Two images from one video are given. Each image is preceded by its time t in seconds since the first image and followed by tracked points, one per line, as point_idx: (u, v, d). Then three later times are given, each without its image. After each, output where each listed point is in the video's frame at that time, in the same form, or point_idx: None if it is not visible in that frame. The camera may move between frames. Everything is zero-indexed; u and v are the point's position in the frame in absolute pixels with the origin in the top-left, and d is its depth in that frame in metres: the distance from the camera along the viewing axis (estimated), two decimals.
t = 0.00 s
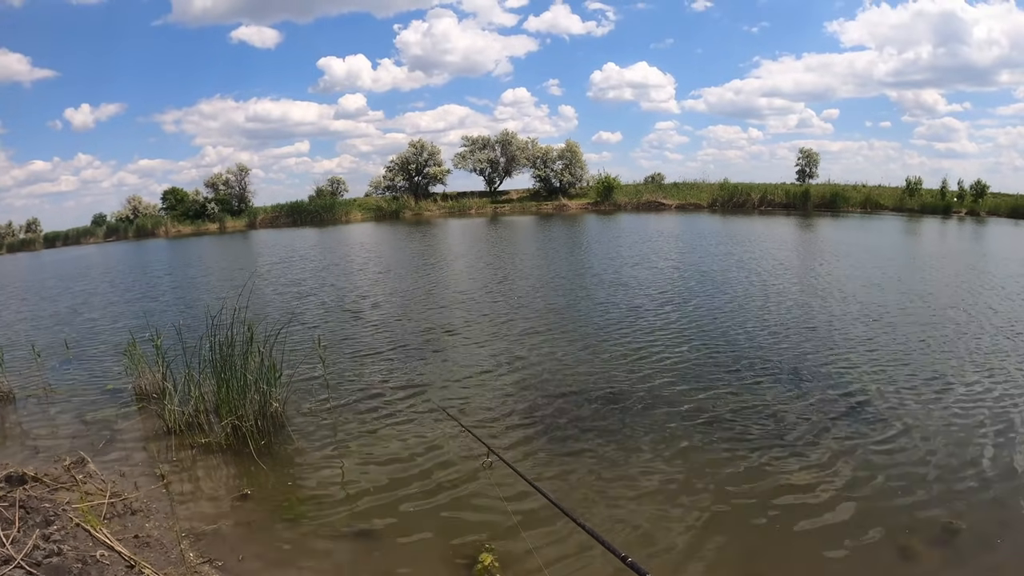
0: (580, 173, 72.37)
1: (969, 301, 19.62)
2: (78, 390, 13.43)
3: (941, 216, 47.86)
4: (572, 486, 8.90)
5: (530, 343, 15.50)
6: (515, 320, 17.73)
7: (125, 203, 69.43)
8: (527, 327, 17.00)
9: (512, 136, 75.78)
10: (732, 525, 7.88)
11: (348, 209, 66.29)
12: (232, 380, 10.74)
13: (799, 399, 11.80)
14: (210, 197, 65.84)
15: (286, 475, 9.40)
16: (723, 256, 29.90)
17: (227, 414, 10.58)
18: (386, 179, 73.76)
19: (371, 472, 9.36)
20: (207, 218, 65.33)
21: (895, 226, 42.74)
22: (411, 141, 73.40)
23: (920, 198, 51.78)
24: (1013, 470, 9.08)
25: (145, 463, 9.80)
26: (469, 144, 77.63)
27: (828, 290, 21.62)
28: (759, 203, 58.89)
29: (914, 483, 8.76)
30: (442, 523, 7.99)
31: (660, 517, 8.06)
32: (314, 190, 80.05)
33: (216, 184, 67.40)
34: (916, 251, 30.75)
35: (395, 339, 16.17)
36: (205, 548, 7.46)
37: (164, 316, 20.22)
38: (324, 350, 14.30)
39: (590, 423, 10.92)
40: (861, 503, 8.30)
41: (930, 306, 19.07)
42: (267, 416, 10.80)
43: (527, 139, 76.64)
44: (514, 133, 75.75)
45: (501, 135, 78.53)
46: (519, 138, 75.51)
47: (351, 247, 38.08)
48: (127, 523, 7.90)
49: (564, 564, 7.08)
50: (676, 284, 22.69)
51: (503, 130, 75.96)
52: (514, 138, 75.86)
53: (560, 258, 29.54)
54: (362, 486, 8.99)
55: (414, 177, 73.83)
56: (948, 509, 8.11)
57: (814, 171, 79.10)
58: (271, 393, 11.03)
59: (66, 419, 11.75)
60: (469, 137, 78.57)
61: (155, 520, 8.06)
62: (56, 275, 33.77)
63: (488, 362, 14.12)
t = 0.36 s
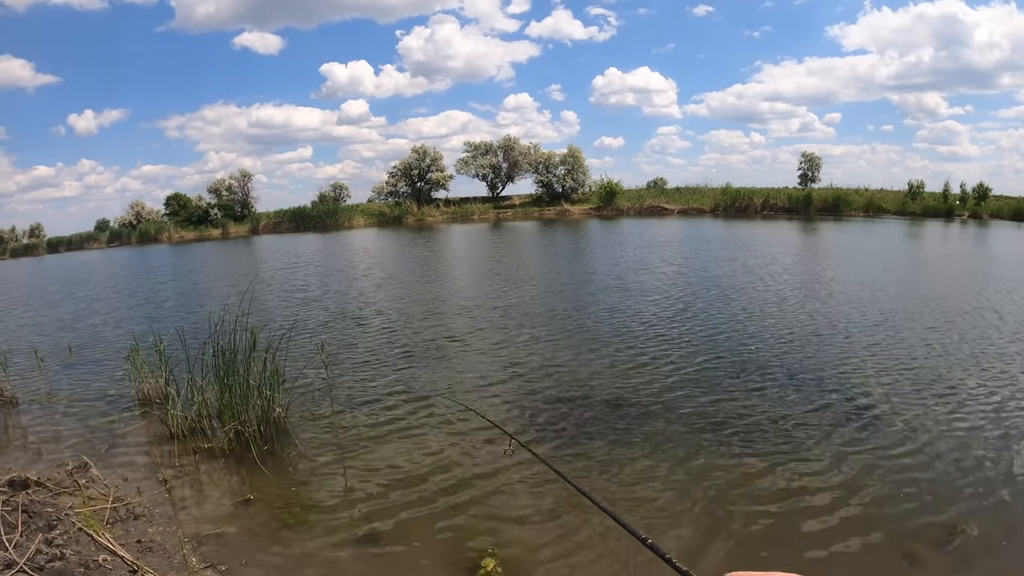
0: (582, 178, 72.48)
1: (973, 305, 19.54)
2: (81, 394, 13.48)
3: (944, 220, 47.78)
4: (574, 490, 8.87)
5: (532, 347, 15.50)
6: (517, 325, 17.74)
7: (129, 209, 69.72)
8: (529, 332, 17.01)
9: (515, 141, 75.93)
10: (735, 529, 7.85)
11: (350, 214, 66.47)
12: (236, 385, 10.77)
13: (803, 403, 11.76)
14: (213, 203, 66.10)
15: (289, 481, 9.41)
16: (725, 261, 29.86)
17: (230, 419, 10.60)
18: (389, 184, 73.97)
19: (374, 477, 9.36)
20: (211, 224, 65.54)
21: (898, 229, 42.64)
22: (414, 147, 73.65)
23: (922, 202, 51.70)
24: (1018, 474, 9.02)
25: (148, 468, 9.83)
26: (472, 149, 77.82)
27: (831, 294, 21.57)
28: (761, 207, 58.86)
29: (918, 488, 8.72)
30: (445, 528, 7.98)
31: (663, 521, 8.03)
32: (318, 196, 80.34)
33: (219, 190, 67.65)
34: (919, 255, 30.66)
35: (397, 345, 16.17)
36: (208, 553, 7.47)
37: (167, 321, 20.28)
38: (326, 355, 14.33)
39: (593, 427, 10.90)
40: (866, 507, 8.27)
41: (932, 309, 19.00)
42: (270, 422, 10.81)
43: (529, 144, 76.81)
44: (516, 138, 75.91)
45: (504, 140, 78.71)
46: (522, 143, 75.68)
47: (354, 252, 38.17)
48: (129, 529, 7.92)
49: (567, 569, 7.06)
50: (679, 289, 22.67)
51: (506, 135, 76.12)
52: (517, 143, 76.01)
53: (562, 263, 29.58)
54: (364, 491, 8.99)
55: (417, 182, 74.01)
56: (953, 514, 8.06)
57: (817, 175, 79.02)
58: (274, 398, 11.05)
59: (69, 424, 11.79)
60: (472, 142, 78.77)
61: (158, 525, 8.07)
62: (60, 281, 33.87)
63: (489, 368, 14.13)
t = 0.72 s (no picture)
0: (589, 179, 72.44)
1: (983, 303, 19.39)
2: (92, 398, 13.57)
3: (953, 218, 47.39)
4: (583, 492, 8.82)
5: (539, 350, 15.48)
6: (524, 327, 17.71)
7: (137, 214, 70.23)
8: (537, 334, 16.99)
9: (521, 143, 76.01)
10: (746, 532, 7.78)
11: (357, 217, 66.74)
12: (245, 388, 10.79)
13: (812, 404, 11.67)
14: (221, 207, 66.53)
15: (298, 483, 9.42)
16: (733, 261, 29.74)
17: (240, 422, 10.62)
18: (395, 187, 74.18)
19: (383, 480, 9.37)
20: (219, 228, 65.94)
21: (906, 228, 42.34)
22: (421, 150, 73.86)
23: (931, 200, 51.32)
24: None
25: (158, 471, 9.87)
26: (478, 151, 77.96)
27: (840, 294, 21.46)
28: (768, 207, 58.60)
29: (932, 488, 8.61)
30: (454, 531, 7.97)
31: (672, 523, 7.97)
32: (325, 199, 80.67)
33: (227, 194, 68.04)
34: (929, 253, 30.40)
35: (405, 348, 16.19)
36: (218, 556, 7.48)
37: (177, 326, 20.39)
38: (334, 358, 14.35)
39: (601, 430, 10.85)
40: (877, 508, 8.17)
41: (942, 308, 18.85)
42: (279, 424, 10.82)
43: (535, 146, 76.85)
44: (522, 140, 75.96)
45: (510, 142, 78.79)
46: (528, 145, 75.74)
47: (362, 256, 38.30)
48: (139, 531, 7.95)
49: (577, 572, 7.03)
50: (687, 290, 22.60)
51: (511, 138, 76.21)
52: (523, 145, 76.09)
53: (569, 265, 29.54)
54: (373, 494, 9.00)
55: (424, 185, 74.18)
56: (966, 513, 7.96)
57: (823, 174, 78.62)
58: (283, 401, 11.07)
59: (80, 428, 11.86)
60: (478, 144, 78.89)
61: (168, 528, 8.09)
62: (71, 286, 34.17)
63: (497, 370, 14.10)
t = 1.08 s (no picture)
0: (590, 162, 71.89)
1: (989, 285, 19.25)
2: (96, 386, 13.52)
3: (958, 199, 46.99)
4: (590, 474, 8.75)
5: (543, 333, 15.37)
6: (527, 310, 17.58)
7: (138, 201, 69.99)
8: (540, 316, 16.88)
9: (522, 126, 75.31)
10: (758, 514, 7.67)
11: (359, 202, 66.43)
12: (249, 373, 10.70)
13: (818, 385, 11.57)
14: (222, 193, 66.24)
15: (304, 467, 9.36)
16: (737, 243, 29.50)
17: (245, 407, 10.55)
18: (396, 171, 73.75)
19: (388, 462, 9.32)
20: (220, 215, 65.70)
21: (909, 210, 41.99)
22: (421, 134, 73.22)
23: (935, 181, 50.86)
24: None
25: (164, 457, 9.82)
26: (479, 134, 77.28)
27: (844, 275, 21.31)
28: (772, 188, 58.11)
29: (943, 470, 8.52)
30: (459, 512, 7.91)
31: (682, 506, 7.90)
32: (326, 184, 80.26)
33: (228, 180, 67.69)
34: (934, 235, 30.15)
35: (408, 331, 16.08)
36: (225, 540, 7.43)
37: (180, 312, 20.32)
38: (337, 342, 14.24)
39: (607, 413, 10.77)
40: (890, 491, 8.07)
41: (948, 290, 18.69)
42: (284, 409, 10.77)
43: (537, 128, 76.14)
44: (523, 123, 75.26)
45: (511, 125, 78.07)
46: (529, 127, 75.04)
47: (364, 240, 38.13)
48: (147, 518, 7.89)
49: (587, 553, 6.95)
50: (690, 272, 22.44)
51: (513, 120, 75.48)
52: (524, 128, 75.40)
53: (571, 247, 29.33)
54: (379, 476, 8.94)
55: (425, 168, 73.70)
56: (980, 496, 7.86)
57: (826, 156, 77.94)
58: (288, 385, 10.99)
59: (85, 416, 11.81)
60: (479, 127, 78.17)
61: (175, 514, 8.04)
62: (73, 274, 34.12)
63: (502, 353, 13.99)
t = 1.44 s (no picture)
0: (584, 155, 71.79)
1: (982, 275, 19.33)
2: (91, 386, 13.45)
3: (950, 189, 47.22)
4: (588, 467, 8.78)
5: (538, 326, 15.38)
6: (522, 304, 17.58)
7: (130, 199, 69.48)
8: (535, 310, 16.85)
9: (515, 119, 75.04)
10: (755, 505, 7.72)
11: (352, 197, 66.12)
12: (243, 370, 10.65)
13: (811, 374, 11.66)
14: (214, 190, 65.82)
15: (299, 463, 9.34)
16: (731, 234, 29.57)
17: (239, 404, 10.51)
18: (389, 166, 73.42)
19: (384, 457, 9.31)
20: (212, 211, 65.29)
21: (902, 201, 42.13)
22: (414, 128, 72.86)
23: (928, 172, 51.07)
24: None
25: (159, 456, 9.77)
26: (472, 127, 76.96)
27: (838, 266, 21.37)
28: (765, 179, 58.21)
29: (938, 459, 8.57)
30: (457, 506, 7.93)
31: (679, 498, 7.93)
32: (318, 179, 79.84)
33: (219, 176, 67.24)
34: (926, 226, 30.31)
35: (403, 326, 16.04)
36: (222, 538, 7.41)
37: (173, 310, 20.20)
38: (332, 338, 14.19)
39: (604, 405, 10.78)
40: (885, 480, 8.13)
41: (940, 280, 18.80)
42: (279, 405, 10.74)
43: (530, 121, 75.88)
44: (516, 116, 74.93)
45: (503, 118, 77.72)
46: (522, 120, 74.75)
47: (357, 234, 37.99)
48: (143, 517, 7.86)
49: (584, 544, 6.97)
50: (684, 264, 22.47)
51: (506, 113, 75.13)
52: (517, 121, 75.14)
53: (566, 240, 29.31)
54: (376, 470, 8.95)
55: (418, 162, 73.38)
56: (974, 485, 7.92)
57: (819, 147, 78.13)
58: (282, 381, 10.96)
59: (80, 415, 11.76)
60: (472, 120, 77.82)
61: (171, 512, 8.02)
62: (65, 273, 33.89)
63: (498, 347, 14.00)
